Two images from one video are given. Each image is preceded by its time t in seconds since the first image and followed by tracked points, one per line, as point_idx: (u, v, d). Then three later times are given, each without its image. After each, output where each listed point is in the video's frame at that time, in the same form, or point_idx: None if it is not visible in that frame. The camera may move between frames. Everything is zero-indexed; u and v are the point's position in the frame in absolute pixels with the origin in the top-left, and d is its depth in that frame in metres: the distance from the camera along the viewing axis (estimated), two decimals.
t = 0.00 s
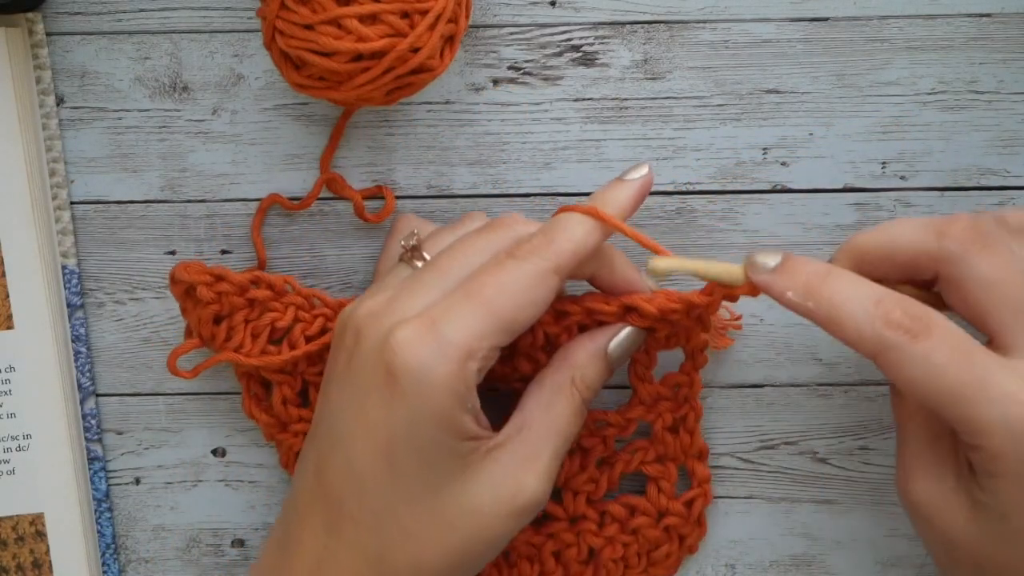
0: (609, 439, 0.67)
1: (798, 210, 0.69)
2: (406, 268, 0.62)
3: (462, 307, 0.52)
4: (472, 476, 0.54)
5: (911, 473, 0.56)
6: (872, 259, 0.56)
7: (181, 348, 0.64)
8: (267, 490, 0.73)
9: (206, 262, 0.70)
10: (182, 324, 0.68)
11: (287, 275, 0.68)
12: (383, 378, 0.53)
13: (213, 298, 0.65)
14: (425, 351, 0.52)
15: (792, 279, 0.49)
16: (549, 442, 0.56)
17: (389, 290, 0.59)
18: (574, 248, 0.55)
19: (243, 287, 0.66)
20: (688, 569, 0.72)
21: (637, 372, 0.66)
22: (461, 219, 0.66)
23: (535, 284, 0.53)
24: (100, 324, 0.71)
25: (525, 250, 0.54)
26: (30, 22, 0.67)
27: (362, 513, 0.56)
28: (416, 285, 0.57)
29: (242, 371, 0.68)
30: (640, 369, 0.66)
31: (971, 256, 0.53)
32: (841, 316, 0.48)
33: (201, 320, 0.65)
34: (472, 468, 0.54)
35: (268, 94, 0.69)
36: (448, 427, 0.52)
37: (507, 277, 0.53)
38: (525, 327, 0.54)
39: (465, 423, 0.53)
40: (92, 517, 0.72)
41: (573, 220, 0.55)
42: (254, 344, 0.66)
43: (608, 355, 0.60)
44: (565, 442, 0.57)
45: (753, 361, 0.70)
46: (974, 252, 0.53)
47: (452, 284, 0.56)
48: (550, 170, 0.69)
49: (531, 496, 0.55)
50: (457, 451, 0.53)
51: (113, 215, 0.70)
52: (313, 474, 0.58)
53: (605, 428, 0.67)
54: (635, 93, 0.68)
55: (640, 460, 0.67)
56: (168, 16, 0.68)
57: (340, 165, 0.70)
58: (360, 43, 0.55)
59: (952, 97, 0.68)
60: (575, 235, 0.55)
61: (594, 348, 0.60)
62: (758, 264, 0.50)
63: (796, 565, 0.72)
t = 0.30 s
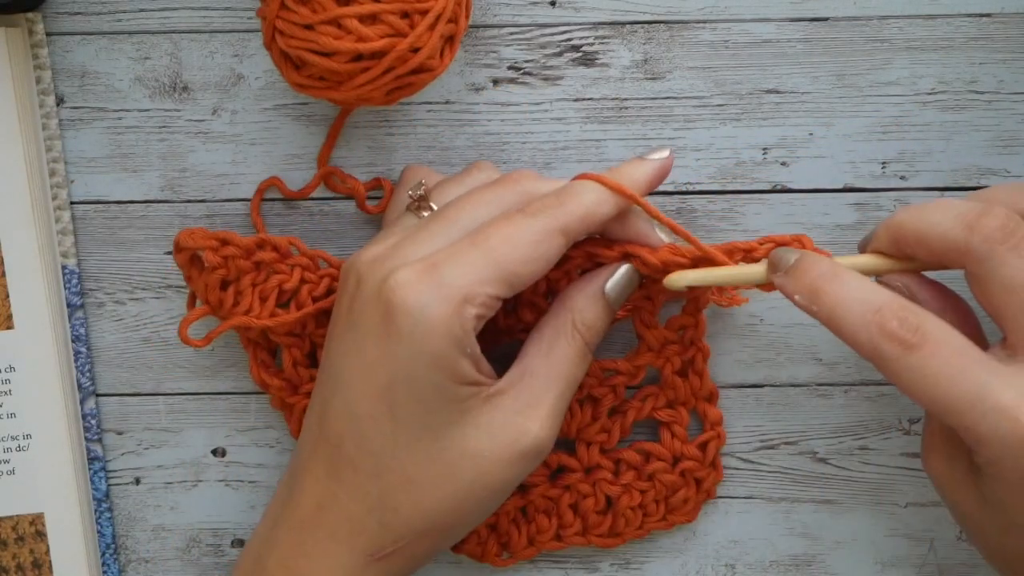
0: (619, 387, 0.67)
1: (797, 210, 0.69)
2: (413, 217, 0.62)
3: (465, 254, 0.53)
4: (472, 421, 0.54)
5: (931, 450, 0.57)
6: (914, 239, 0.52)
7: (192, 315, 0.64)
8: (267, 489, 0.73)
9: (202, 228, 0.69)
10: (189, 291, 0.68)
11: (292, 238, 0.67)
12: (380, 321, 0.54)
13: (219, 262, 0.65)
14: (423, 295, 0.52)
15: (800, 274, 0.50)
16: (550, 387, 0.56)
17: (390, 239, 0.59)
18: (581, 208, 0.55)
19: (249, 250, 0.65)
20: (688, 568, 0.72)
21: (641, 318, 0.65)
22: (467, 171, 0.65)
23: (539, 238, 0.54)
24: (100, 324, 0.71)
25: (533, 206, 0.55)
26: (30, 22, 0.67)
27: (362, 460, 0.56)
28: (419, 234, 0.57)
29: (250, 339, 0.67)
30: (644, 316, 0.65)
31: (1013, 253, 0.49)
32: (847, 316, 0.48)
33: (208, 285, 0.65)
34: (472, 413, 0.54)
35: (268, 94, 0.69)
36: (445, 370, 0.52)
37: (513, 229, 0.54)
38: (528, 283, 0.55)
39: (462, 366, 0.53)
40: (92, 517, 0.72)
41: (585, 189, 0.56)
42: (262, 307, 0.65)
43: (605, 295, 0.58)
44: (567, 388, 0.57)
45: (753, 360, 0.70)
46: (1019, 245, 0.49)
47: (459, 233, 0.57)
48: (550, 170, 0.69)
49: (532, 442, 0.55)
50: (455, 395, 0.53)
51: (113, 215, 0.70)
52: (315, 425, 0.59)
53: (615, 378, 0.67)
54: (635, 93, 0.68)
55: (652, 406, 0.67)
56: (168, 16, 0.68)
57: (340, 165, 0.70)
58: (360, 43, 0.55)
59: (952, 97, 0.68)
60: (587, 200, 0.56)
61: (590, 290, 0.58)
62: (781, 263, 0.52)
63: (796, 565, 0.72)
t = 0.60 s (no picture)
0: (618, 387, 0.67)
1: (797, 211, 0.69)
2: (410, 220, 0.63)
3: (463, 255, 0.53)
4: (470, 422, 0.54)
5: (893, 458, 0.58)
6: (899, 250, 0.53)
7: (193, 316, 0.64)
8: (267, 489, 0.73)
9: (202, 228, 0.69)
10: (189, 291, 0.68)
11: (292, 238, 0.67)
12: (378, 323, 0.54)
13: (219, 263, 0.65)
14: (421, 297, 0.52)
15: (781, 277, 0.51)
16: (550, 389, 0.56)
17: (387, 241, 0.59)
18: (577, 208, 0.55)
19: (249, 251, 0.65)
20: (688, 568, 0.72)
21: (639, 317, 0.65)
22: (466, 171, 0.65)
23: (537, 240, 0.54)
24: (100, 324, 0.71)
25: (531, 209, 0.55)
26: (30, 22, 0.67)
27: (360, 462, 0.56)
28: (417, 235, 0.57)
29: (251, 338, 0.67)
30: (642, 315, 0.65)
31: (984, 285, 0.49)
32: (815, 322, 0.49)
33: (208, 286, 0.65)
34: (470, 414, 0.54)
35: (268, 94, 0.69)
36: (443, 372, 0.52)
37: (510, 230, 0.54)
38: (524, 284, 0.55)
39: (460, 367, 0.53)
40: (92, 517, 0.72)
41: (582, 190, 0.56)
42: (263, 308, 0.65)
43: (604, 293, 0.58)
44: (568, 389, 0.56)
45: (753, 361, 0.70)
46: (991, 276, 0.49)
47: (456, 234, 0.57)
48: (550, 170, 0.69)
49: (532, 443, 0.55)
50: (454, 396, 0.53)
51: (113, 215, 0.70)
52: (313, 427, 0.59)
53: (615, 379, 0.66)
54: (636, 93, 0.68)
55: (651, 406, 0.67)
56: (168, 16, 0.68)
57: (340, 165, 0.70)
58: (360, 43, 0.55)
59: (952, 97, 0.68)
60: (584, 202, 0.56)
61: (590, 289, 0.58)
62: (769, 257, 0.52)
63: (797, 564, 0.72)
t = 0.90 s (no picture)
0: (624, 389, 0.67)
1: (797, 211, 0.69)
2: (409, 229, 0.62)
3: (462, 261, 0.53)
4: (489, 427, 0.54)
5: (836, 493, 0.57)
6: (857, 278, 0.52)
7: (192, 318, 0.64)
8: (267, 490, 0.73)
9: (202, 230, 0.69)
10: (189, 294, 0.68)
11: (292, 240, 0.67)
12: (388, 335, 0.53)
13: (218, 267, 0.65)
14: (424, 305, 0.52)
15: (744, 281, 0.51)
16: (582, 397, 0.56)
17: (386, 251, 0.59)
18: (573, 208, 0.56)
19: (248, 254, 0.65)
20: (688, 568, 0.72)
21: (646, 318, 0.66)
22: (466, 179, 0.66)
23: (535, 241, 0.54)
24: (100, 324, 0.71)
25: (527, 212, 0.55)
26: (30, 22, 0.67)
27: (376, 471, 0.56)
28: (414, 243, 0.57)
29: (252, 341, 0.67)
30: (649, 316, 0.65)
31: (924, 324, 0.47)
32: (766, 331, 0.49)
33: (208, 289, 0.65)
34: (489, 419, 0.54)
35: (268, 94, 0.69)
36: (459, 379, 0.52)
37: (506, 236, 0.54)
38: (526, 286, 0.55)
39: (474, 374, 0.53)
40: (92, 517, 0.72)
41: (576, 188, 0.56)
42: (262, 311, 0.65)
43: (639, 305, 0.59)
44: (590, 397, 0.57)
45: (753, 361, 0.70)
46: (931, 317, 0.47)
47: (452, 241, 0.57)
48: (550, 171, 0.69)
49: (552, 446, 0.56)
50: (471, 403, 0.53)
51: (113, 215, 0.70)
52: (325, 438, 0.59)
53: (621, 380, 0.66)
54: (636, 93, 0.68)
55: (655, 406, 0.68)
56: (168, 16, 0.68)
57: (340, 165, 0.70)
58: (360, 43, 0.55)
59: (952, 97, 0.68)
60: (580, 202, 0.56)
61: (626, 300, 0.59)
62: (738, 257, 0.53)
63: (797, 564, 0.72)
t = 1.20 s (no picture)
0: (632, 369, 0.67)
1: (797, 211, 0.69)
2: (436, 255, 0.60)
3: (528, 316, 0.51)
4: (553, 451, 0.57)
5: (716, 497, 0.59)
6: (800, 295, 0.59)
7: (191, 321, 0.65)
8: (267, 489, 0.73)
9: (201, 233, 0.69)
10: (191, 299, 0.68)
11: (288, 242, 0.67)
12: (465, 397, 0.52)
13: (215, 270, 0.65)
14: (500, 365, 0.51)
15: (716, 255, 0.57)
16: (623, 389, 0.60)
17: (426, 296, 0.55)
18: (623, 237, 0.55)
19: (243, 256, 0.65)
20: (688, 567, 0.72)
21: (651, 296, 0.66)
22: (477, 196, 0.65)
23: (594, 281, 0.53)
24: (100, 324, 0.71)
25: (579, 249, 0.53)
26: (30, 22, 0.67)
27: (451, 517, 0.56)
28: (458, 292, 0.54)
29: (255, 342, 0.68)
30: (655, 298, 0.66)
31: (856, 321, 0.54)
32: (726, 301, 0.54)
33: (206, 293, 0.65)
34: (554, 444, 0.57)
35: (268, 94, 0.69)
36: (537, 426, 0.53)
37: (561, 279, 0.52)
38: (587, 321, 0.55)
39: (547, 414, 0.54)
40: (92, 517, 0.72)
41: (616, 209, 0.54)
42: (260, 312, 0.66)
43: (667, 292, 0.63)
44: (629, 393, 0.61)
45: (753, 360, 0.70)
46: (861, 318, 0.54)
47: (499, 283, 0.54)
48: (550, 170, 0.69)
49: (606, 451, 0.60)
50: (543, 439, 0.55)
51: (113, 215, 0.70)
52: (385, 484, 0.57)
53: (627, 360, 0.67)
54: (635, 93, 0.68)
55: (664, 382, 0.68)
56: (168, 16, 0.68)
57: (341, 165, 0.70)
58: (360, 43, 0.55)
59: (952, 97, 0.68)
60: (623, 226, 0.55)
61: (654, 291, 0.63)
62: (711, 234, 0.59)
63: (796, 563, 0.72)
